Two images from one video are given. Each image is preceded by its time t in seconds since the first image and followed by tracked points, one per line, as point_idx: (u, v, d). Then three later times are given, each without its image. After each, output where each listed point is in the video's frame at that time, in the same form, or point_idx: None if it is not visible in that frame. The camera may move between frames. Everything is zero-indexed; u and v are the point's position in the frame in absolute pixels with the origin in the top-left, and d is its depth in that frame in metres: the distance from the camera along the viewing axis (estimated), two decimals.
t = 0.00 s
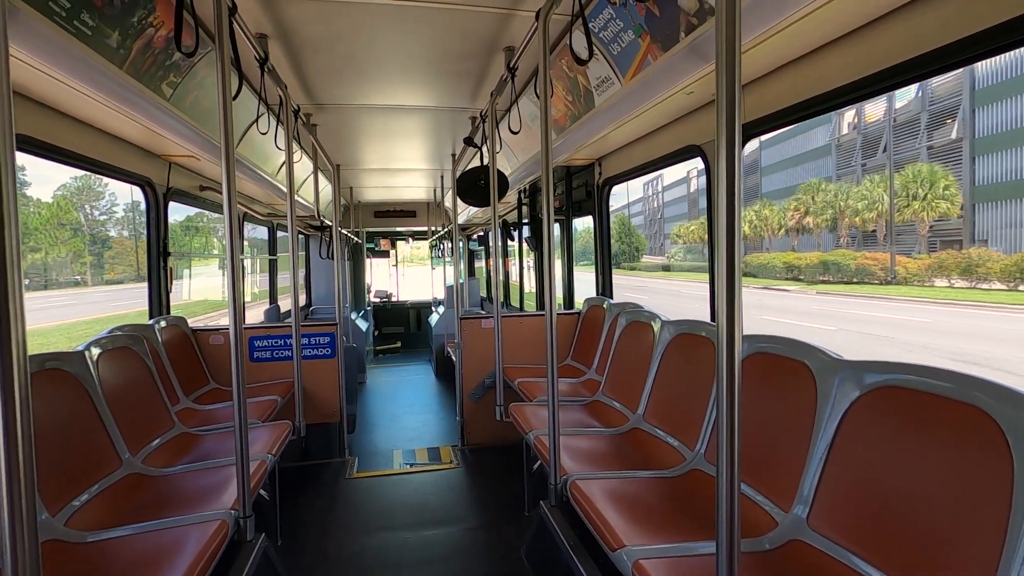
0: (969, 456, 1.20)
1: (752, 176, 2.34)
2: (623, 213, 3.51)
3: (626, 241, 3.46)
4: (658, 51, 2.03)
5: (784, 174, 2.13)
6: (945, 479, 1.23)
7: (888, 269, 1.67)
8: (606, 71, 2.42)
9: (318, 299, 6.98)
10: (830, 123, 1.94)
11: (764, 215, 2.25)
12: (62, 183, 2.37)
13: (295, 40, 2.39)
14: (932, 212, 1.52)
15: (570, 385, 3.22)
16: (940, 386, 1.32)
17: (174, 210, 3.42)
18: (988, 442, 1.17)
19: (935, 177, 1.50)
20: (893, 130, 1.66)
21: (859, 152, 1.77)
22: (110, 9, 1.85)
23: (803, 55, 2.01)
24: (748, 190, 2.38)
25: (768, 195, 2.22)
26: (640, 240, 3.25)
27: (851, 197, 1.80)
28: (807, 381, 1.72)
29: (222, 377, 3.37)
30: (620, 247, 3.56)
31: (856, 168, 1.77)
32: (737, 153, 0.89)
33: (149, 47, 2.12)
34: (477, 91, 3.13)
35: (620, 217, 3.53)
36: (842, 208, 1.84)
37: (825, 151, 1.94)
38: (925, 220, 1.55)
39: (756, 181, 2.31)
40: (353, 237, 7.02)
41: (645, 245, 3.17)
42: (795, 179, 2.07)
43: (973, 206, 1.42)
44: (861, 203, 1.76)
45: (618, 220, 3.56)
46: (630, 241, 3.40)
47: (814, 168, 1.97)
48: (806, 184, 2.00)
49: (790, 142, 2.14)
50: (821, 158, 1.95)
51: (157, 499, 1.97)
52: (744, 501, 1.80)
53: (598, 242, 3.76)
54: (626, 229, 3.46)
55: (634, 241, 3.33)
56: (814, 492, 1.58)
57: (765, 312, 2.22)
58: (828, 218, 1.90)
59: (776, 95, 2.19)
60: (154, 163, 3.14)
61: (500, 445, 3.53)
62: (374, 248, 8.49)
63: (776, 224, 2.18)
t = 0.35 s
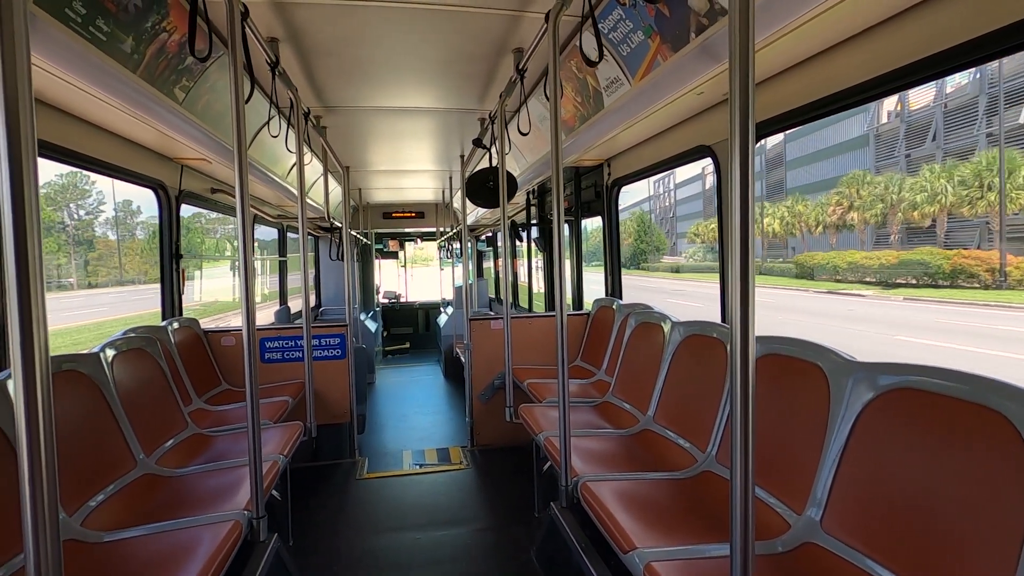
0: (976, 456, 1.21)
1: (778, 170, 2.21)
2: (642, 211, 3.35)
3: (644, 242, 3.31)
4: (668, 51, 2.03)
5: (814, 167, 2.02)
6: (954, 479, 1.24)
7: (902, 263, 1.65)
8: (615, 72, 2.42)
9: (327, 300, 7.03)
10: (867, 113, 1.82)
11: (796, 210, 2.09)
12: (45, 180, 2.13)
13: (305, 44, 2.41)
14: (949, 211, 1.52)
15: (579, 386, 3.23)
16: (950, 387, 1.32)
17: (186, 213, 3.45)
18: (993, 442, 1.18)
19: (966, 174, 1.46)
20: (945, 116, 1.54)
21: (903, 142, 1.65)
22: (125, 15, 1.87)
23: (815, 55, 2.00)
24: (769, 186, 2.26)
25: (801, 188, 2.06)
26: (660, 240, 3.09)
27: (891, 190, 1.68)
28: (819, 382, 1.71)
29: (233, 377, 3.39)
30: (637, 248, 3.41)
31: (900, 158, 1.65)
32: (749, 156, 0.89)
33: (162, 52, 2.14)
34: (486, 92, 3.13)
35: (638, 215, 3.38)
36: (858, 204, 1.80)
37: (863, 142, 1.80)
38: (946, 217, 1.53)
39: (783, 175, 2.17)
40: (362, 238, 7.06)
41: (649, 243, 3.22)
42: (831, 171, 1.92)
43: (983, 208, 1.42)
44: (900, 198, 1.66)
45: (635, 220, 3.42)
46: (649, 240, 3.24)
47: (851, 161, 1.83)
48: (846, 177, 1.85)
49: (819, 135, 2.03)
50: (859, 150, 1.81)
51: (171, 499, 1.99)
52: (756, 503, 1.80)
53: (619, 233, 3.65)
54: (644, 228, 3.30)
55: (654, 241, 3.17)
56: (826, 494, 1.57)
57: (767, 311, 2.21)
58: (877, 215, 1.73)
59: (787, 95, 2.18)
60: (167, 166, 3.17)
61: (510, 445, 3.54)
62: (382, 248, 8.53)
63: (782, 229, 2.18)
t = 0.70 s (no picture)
0: (979, 455, 1.20)
1: (802, 163, 2.10)
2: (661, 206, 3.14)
3: (663, 239, 3.11)
4: (674, 49, 2.02)
5: (842, 159, 1.90)
6: (959, 479, 1.23)
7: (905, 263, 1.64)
8: (621, 70, 2.41)
9: (334, 299, 7.07)
10: (907, 99, 1.69)
11: (831, 205, 1.94)
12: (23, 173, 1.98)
13: (311, 44, 2.42)
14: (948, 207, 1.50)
15: (586, 385, 3.22)
16: (958, 384, 1.31)
17: (194, 213, 3.48)
18: (996, 442, 1.18)
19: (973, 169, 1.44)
20: (1003, 99, 1.39)
21: (952, 129, 1.50)
22: (132, 16, 1.88)
23: (821, 51, 1.98)
24: (792, 179, 2.17)
25: (836, 181, 1.90)
26: (681, 237, 2.90)
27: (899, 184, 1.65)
28: (827, 380, 1.70)
29: (241, 377, 3.41)
30: (656, 246, 3.21)
31: (948, 146, 1.49)
32: (756, 150, 0.88)
33: (170, 52, 2.15)
34: (492, 91, 3.13)
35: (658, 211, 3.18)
36: (863, 201, 1.79)
37: (904, 130, 1.66)
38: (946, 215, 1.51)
39: (805, 170, 2.08)
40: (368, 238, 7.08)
41: (655, 242, 3.21)
42: (867, 162, 1.77)
43: (988, 205, 1.41)
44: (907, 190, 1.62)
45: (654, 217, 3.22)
46: (669, 237, 3.04)
47: (889, 150, 1.68)
48: (894, 167, 1.65)
49: (850, 124, 1.91)
50: (900, 138, 1.66)
51: (180, 497, 2.00)
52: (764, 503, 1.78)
53: (637, 230, 3.46)
54: (664, 225, 3.10)
55: (675, 238, 2.98)
56: (835, 493, 1.56)
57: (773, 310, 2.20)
58: (934, 208, 1.53)
59: (795, 91, 2.16)
60: (175, 166, 3.20)
61: (516, 445, 3.54)
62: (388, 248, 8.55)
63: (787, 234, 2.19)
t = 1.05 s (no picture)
0: (988, 455, 1.20)
1: (835, 156, 1.98)
2: (688, 203, 2.95)
3: (690, 238, 2.93)
4: (683, 48, 2.01)
5: (881, 150, 1.76)
6: (969, 480, 1.22)
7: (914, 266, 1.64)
8: (630, 70, 2.41)
9: (343, 300, 7.11)
10: (961, 82, 1.55)
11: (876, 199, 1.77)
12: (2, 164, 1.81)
13: (320, 46, 2.44)
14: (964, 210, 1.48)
15: (594, 385, 3.22)
16: (970, 385, 1.29)
17: (204, 214, 3.51)
18: (1006, 442, 1.17)
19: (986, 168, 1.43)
20: None
21: (1015, 114, 1.36)
22: (145, 19, 1.90)
23: (833, 49, 1.97)
24: (822, 175, 2.04)
25: (881, 172, 1.74)
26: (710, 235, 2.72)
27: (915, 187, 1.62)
28: (838, 381, 1.68)
29: (250, 376, 3.43)
30: (680, 245, 3.03)
31: (1011, 135, 1.37)
32: (768, 149, 0.88)
33: (181, 55, 2.18)
34: (499, 92, 3.14)
35: (684, 208, 2.99)
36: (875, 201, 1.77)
37: (955, 117, 1.53)
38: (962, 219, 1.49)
39: (838, 163, 1.95)
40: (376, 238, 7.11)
41: (664, 241, 3.21)
42: (903, 156, 1.66)
43: (1002, 204, 1.39)
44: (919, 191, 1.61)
45: (679, 215, 3.04)
46: (696, 236, 2.86)
47: (943, 138, 1.53)
48: (953, 156, 1.50)
49: (878, 118, 1.83)
50: (951, 126, 1.53)
51: (190, 495, 2.02)
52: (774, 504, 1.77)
53: (658, 228, 3.28)
54: (690, 223, 2.92)
55: (703, 236, 2.80)
56: (846, 494, 1.55)
57: (783, 310, 2.19)
58: (1010, 200, 1.37)
59: (806, 90, 2.14)
60: (186, 168, 3.23)
61: (524, 445, 3.54)
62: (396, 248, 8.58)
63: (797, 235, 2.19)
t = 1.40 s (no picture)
0: (1000, 457, 1.19)
1: (868, 148, 1.87)
2: (718, 198, 2.73)
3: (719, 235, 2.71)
4: (692, 46, 2.00)
5: (932, 138, 1.62)
6: (982, 481, 1.21)
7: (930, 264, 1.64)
8: (638, 69, 2.40)
9: (350, 300, 7.13)
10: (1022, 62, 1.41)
11: (929, 190, 1.62)
12: None
13: (329, 46, 2.45)
14: (980, 208, 1.48)
15: (602, 385, 3.21)
16: (983, 385, 1.28)
17: (213, 214, 3.54)
18: (1019, 443, 1.16)
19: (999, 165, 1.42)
20: None
21: None
22: (155, 20, 1.91)
23: (845, 46, 1.94)
24: (861, 164, 1.88)
25: (934, 161, 1.60)
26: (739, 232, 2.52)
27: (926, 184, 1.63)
28: (850, 380, 1.66)
29: (258, 375, 3.45)
30: (707, 244, 2.82)
31: None
32: (780, 145, 0.87)
33: (191, 55, 2.19)
34: (507, 91, 3.14)
35: (713, 203, 2.77)
36: (888, 198, 1.76)
37: (1016, 100, 1.39)
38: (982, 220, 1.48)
39: (873, 155, 1.83)
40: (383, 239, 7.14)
41: (672, 241, 3.20)
42: (932, 151, 1.61)
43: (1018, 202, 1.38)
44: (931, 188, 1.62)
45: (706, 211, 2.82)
46: (726, 233, 2.64)
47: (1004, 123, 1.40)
48: (1017, 142, 1.38)
49: (906, 109, 1.76)
50: (1011, 110, 1.40)
51: (199, 494, 2.02)
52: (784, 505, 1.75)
53: (680, 226, 3.07)
54: (719, 220, 2.71)
55: (732, 234, 2.59)
56: (858, 495, 1.53)
57: (793, 310, 2.18)
58: None
59: (817, 87, 2.12)
60: (195, 168, 3.25)
61: (531, 445, 3.54)
62: (403, 249, 8.60)
63: (805, 236, 2.18)
